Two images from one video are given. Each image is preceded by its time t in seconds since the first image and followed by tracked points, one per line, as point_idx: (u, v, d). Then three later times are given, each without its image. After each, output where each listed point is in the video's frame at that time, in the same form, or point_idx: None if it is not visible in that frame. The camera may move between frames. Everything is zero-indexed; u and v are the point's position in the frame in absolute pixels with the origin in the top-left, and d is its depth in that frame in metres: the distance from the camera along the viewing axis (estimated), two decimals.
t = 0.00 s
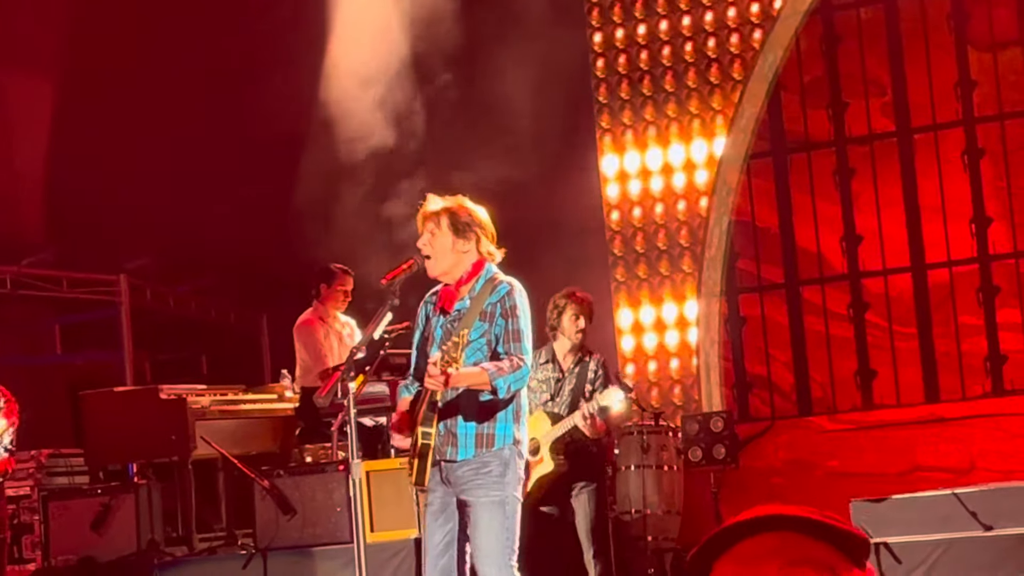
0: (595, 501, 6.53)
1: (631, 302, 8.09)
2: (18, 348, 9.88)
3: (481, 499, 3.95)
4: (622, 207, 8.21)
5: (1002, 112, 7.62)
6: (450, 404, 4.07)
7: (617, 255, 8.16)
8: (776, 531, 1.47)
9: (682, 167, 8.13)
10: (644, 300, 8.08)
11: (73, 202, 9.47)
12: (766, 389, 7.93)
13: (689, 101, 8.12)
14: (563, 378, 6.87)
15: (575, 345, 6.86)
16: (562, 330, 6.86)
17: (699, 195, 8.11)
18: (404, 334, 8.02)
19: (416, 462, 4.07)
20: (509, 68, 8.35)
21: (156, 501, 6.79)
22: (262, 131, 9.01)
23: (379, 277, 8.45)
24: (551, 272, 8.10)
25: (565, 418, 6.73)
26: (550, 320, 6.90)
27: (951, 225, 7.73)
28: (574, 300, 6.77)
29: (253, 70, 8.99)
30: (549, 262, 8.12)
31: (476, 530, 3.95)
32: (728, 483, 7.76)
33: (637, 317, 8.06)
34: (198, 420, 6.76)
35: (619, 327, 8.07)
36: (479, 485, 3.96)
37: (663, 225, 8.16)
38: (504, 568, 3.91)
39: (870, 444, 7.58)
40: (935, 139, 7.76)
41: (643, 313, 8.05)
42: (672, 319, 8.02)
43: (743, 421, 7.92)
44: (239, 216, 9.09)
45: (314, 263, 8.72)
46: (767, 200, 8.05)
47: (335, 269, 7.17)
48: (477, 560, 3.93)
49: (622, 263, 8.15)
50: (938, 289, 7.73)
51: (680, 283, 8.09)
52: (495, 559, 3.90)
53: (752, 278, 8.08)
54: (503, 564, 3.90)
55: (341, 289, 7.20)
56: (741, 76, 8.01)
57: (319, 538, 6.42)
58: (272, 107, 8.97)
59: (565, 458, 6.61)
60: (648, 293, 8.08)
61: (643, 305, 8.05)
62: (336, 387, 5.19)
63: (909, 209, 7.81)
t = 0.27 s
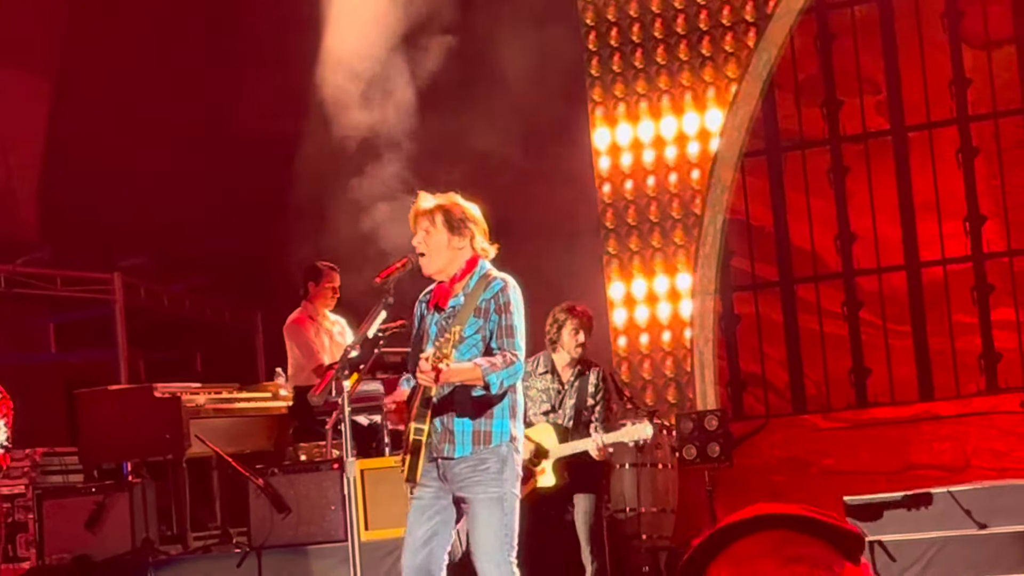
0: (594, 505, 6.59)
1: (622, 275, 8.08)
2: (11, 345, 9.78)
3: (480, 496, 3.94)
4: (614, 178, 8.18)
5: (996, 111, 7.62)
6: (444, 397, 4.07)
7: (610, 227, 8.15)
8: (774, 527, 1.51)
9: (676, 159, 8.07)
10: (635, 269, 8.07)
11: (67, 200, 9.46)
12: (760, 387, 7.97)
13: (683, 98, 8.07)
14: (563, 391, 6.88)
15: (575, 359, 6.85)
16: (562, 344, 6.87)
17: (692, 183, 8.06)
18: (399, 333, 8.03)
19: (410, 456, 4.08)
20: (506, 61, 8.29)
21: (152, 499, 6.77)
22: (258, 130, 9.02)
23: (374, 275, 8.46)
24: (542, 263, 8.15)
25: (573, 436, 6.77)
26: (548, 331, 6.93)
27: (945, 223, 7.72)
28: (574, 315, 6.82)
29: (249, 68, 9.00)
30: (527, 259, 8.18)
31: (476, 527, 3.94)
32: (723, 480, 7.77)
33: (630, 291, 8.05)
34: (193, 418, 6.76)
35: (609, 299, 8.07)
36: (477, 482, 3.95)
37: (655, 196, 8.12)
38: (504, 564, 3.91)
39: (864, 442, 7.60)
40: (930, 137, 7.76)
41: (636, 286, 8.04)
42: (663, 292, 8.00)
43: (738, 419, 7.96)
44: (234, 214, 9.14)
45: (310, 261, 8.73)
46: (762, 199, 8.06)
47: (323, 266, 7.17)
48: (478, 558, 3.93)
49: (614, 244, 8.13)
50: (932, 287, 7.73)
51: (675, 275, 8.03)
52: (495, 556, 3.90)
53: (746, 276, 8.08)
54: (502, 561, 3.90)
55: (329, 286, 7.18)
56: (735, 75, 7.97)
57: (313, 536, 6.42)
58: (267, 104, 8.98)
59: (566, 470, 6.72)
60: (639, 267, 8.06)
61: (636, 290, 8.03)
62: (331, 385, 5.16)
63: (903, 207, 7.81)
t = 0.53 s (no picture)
0: (580, 500, 6.35)
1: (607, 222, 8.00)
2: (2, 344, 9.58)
3: (462, 491, 3.99)
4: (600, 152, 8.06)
5: (986, 109, 7.66)
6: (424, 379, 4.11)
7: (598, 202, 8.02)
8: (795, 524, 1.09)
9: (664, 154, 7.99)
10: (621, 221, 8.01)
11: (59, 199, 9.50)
12: (750, 384, 7.97)
13: (674, 95, 7.98)
14: (551, 376, 6.61)
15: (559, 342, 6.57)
16: (541, 326, 6.61)
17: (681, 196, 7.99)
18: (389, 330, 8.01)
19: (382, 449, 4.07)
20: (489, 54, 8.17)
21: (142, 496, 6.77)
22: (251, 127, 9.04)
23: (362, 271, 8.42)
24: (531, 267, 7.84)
25: (557, 420, 6.52)
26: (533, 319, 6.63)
27: (935, 222, 7.76)
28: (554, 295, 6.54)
29: (238, 63, 8.98)
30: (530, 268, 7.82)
31: (458, 523, 4.00)
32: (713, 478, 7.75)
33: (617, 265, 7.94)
34: (183, 416, 6.75)
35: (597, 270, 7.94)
36: (458, 478, 4.00)
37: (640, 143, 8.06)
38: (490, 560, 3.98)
39: (852, 440, 7.60)
40: (920, 135, 7.79)
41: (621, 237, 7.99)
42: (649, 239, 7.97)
43: (727, 417, 7.93)
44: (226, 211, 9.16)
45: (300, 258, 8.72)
46: (753, 198, 8.08)
47: (312, 264, 7.22)
48: (463, 554, 4.00)
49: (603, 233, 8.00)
50: (923, 285, 7.77)
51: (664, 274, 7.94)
52: (482, 552, 3.98)
53: (736, 274, 8.06)
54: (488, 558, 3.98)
55: (316, 286, 7.24)
56: (727, 72, 7.90)
57: (302, 534, 6.40)
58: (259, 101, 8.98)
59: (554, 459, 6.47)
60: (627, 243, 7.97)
61: (626, 283, 7.91)
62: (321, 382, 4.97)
63: (894, 205, 7.84)
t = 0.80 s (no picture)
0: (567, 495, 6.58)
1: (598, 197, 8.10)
2: None
3: (450, 483, 4.14)
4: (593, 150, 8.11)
5: (979, 108, 7.67)
6: (418, 378, 4.22)
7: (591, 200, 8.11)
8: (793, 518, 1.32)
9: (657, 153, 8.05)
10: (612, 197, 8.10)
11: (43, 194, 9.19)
12: (743, 383, 7.99)
13: (667, 96, 8.09)
14: (529, 368, 6.93)
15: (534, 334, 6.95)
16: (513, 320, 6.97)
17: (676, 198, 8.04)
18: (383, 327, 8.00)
19: (367, 447, 4.19)
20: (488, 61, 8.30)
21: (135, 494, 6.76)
22: (243, 125, 9.01)
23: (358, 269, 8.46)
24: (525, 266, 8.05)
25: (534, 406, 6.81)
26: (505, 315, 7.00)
27: (928, 220, 7.76)
28: (525, 286, 6.90)
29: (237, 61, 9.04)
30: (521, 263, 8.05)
31: (447, 515, 4.15)
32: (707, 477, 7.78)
33: (609, 263, 8.01)
34: (175, 414, 6.69)
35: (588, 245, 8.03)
36: (447, 470, 4.15)
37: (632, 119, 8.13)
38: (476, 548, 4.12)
39: (845, 439, 7.61)
40: (913, 136, 7.81)
41: (614, 230, 8.05)
42: (644, 237, 8.03)
43: (721, 416, 7.95)
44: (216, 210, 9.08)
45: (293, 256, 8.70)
46: (747, 196, 8.07)
47: (310, 264, 7.20)
48: (451, 543, 4.14)
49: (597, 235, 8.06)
50: (916, 284, 7.77)
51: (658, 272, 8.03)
52: (467, 540, 4.12)
53: (730, 273, 8.08)
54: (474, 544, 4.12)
55: (313, 286, 7.21)
56: (720, 74, 8.03)
57: (295, 533, 6.40)
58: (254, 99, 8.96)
59: (534, 447, 6.69)
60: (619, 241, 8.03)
61: (619, 283, 7.98)
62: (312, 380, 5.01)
63: (887, 204, 7.84)
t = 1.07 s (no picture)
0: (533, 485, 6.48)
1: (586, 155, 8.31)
2: None
3: (444, 482, 4.02)
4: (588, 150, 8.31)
5: (971, 107, 7.64)
6: (409, 386, 4.10)
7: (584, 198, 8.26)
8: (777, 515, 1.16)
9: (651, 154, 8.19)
10: (601, 162, 8.29)
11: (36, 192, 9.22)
12: (735, 382, 8.02)
13: (660, 95, 8.18)
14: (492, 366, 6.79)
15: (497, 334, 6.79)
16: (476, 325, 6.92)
17: (669, 198, 8.17)
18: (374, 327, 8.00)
19: (358, 441, 4.08)
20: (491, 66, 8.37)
21: (126, 492, 6.74)
22: (236, 123, 9.04)
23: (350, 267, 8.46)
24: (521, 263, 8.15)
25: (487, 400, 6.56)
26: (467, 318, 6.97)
27: (920, 219, 7.78)
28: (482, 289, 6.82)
29: (227, 60, 9.01)
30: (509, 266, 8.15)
31: (439, 513, 4.02)
32: (698, 475, 7.78)
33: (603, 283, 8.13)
34: (167, 412, 6.68)
35: (579, 217, 8.24)
36: (440, 469, 4.03)
37: (621, 91, 8.28)
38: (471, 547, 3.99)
39: (836, 438, 7.61)
40: (904, 134, 7.81)
41: (607, 225, 8.21)
42: (630, 184, 8.23)
43: (712, 414, 7.98)
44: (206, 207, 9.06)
45: (287, 255, 8.73)
46: (738, 195, 8.13)
47: (303, 260, 7.19)
48: (445, 543, 4.01)
49: (591, 232, 8.22)
50: (907, 282, 7.78)
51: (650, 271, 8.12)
52: (462, 539, 3.99)
53: (721, 272, 8.12)
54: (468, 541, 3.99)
55: (308, 282, 7.20)
56: (710, 71, 8.10)
57: (287, 530, 6.38)
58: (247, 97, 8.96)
59: (496, 442, 6.49)
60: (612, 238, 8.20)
61: (609, 280, 8.13)
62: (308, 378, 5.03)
63: (878, 204, 7.85)
